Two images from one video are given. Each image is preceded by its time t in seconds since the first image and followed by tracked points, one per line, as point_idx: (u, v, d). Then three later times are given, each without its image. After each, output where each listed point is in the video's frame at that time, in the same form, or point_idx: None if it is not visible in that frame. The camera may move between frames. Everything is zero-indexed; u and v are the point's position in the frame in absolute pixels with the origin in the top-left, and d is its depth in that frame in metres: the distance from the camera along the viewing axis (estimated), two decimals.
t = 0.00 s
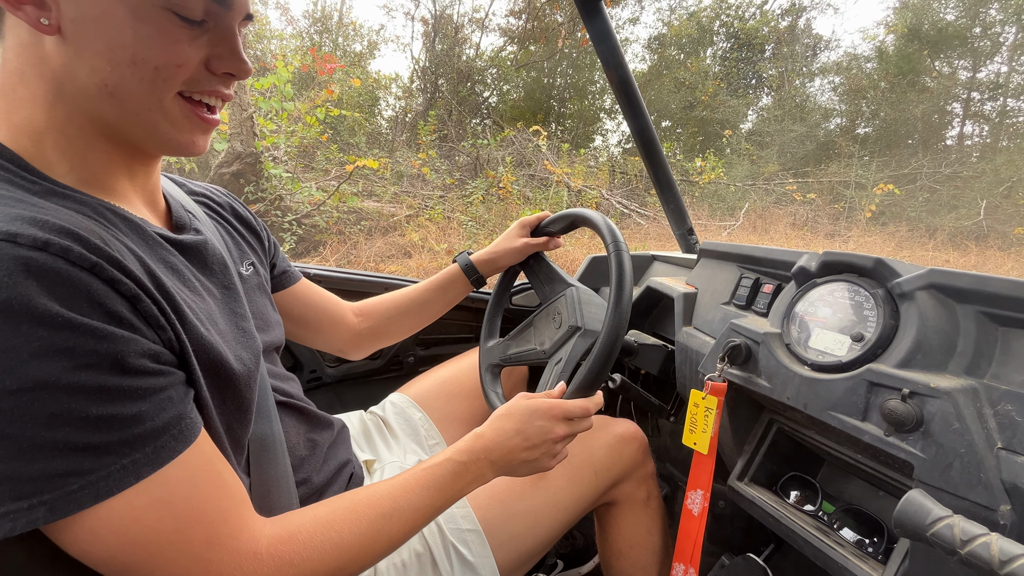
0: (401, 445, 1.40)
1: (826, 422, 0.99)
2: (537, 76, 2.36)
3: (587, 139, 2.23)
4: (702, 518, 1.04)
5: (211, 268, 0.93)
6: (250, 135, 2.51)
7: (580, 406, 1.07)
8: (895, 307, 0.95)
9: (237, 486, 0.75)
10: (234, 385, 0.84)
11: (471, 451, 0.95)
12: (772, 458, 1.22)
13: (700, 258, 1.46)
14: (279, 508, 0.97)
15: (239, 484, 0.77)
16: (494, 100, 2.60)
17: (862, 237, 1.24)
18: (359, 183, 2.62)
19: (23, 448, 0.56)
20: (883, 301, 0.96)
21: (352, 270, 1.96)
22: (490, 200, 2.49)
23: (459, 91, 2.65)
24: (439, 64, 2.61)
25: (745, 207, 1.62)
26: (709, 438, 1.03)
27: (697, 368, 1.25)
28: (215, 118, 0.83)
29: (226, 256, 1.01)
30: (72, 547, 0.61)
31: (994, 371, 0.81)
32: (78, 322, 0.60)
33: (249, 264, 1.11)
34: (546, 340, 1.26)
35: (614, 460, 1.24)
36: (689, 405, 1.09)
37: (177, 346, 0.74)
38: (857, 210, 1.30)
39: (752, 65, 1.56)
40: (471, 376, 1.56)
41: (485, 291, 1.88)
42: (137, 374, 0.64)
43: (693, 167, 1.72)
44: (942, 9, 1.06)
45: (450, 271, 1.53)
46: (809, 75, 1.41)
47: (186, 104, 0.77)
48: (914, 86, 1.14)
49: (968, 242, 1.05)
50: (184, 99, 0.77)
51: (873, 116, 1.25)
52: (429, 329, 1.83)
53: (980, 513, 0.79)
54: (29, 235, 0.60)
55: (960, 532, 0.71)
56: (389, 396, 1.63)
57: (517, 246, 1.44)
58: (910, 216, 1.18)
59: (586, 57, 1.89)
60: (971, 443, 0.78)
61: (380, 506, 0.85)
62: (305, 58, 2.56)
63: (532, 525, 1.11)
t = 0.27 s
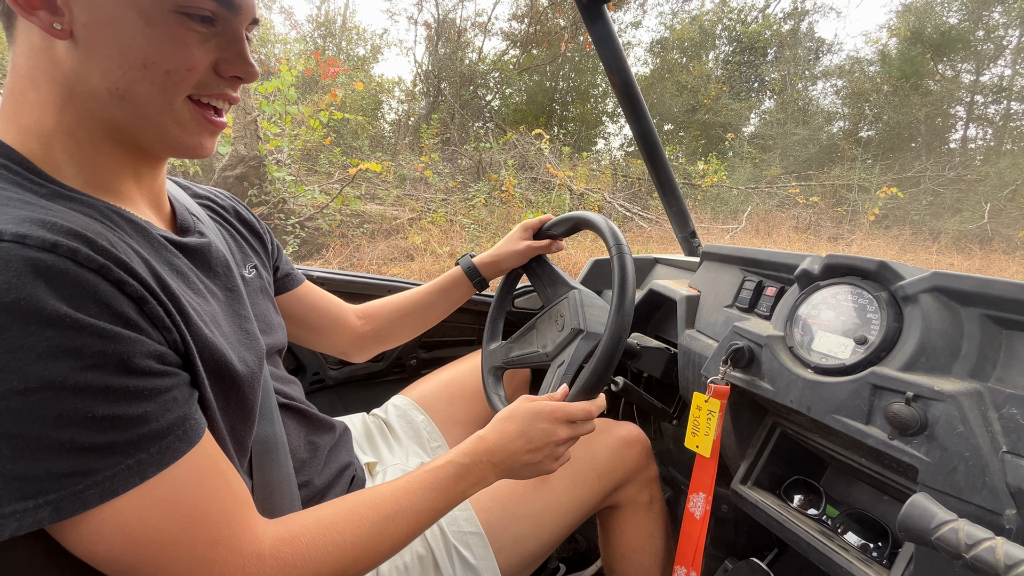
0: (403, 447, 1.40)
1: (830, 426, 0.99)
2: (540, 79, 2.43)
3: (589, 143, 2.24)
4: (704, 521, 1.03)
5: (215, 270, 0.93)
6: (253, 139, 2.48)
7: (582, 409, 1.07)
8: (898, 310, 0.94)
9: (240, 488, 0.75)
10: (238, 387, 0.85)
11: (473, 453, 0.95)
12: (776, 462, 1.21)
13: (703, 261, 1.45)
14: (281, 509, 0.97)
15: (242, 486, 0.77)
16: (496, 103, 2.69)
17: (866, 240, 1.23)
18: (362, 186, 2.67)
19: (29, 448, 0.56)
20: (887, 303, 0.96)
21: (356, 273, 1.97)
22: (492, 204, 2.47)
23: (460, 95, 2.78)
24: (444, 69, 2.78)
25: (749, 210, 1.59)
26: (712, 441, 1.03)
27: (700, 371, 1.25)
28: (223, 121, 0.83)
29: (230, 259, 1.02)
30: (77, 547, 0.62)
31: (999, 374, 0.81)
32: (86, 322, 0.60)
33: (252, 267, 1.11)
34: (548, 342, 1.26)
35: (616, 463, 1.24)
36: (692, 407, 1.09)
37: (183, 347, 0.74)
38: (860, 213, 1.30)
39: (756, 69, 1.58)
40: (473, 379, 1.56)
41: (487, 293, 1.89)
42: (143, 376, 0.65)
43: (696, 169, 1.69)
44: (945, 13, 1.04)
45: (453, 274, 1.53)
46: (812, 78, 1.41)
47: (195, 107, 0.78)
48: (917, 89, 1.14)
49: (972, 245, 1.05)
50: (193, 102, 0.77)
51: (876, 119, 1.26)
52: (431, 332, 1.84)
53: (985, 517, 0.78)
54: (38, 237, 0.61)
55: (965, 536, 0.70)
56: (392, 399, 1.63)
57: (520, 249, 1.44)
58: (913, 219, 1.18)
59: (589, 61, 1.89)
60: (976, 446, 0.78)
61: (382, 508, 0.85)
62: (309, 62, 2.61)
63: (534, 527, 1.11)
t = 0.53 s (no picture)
0: (406, 451, 1.40)
1: (835, 431, 0.99)
2: (542, 83, 2.38)
3: (592, 146, 2.21)
4: (710, 529, 1.03)
5: (220, 273, 0.93)
6: (258, 142, 2.47)
7: (586, 413, 1.06)
8: (904, 315, 0.94)
9: (245, 491, 0.75)
10: (242, 390, 0.85)
11: (477, 457, 0.95)
12: (780, 467, 1.21)
13: (706, 264, 1.45)
14: (285, 513, 0.97)
15: (246, 489, 0.77)
16: (500, 106, 2.65)
17: (870, 244, 1.23)
18: (365, 189, 2.68)
19: (36, 450, 0.56)
20: (892, 308, 0.95)
21: (359, 276, 1.97)
22: (495, 207, 2.49)
23: (464, 98, 2.74)
24: (445, 71, 2.71)
25: (751, 214, 1.59)
26: (716, 447, 1.03)
27: (704, 376, 1.24)
28: (230, 125, 0.84)
29: (235, 262, 1.02)
30: (83, 550, 0.62)
31: (1007, 379, 0.80)
32: (93, 326, 0.60)
33: (257, 270, 1.11)
34: (552, 346, 1.26)
35: (620, 468, 1.23)
36: (696, 412, 1.08)
37: (188, 351, 0.74)
38: (864, 217, 1.30)
39: (758, 71, 1.55)
40: (476, 382, 1.56)
41: (490, 297, 1.89)
42: (149, 379, 0.65)
43: (699, 173, 1.72)
44: (948, 16, 1.05)
45: (456, 277, 1.53)
46: (815, 82, 1.40)
47: (203, 111, 0.78)
48: (921, 92, 1.13)
49: (978, 250, 1.04)
50: (201, 106, 0.78)
51: (880, 123, 1.25)
52: (434, 335, 1.84)
53: (993, 524, 0.77)
54: (47, 241, 0.61)
55: (973, 543, 0.70)
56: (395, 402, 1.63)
57: (524, 253, 1.44)
58: (917, 223, 1.18)
59: (592, 65, 1.92)
60: (983, 452, 0.77)
61: (386, 512, 0.85)
62: (314, 66, 2.61)
63: (538, 532, 1.11)
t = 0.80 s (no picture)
0: (408, 453, 1.40)
1: (838, 434, 0.98)
2: (544, 85, 2.36)
3: (594, 148, 2.22)
4: (713, 533, 1.04)
5: (224, 275, 0.93)
6: (261, 144, 2.49)
7: (589, 416, 1.06)
8: (908, 318, 0.94)
9: (248, 493, 0.75)
10: (246, 392, 0.85)
11: (479, 460, 0.95)
12: (783, 471, 1.20)
13: (709, 267, 1.45)
14: (287, 515, 0.97)
15: (250, 491, 0.77)
16: (501, 109, 2.58)
17: (873, 247, 1.23)
18: (368, 191, 2.70)
19: (41, 452, 0.56)
20: (896, 311, 0.95)
21: (361, 278, 1.97)
22: (497, 209, 2.55)
23: (466, 101, 2.66)
24: (448, 74, 2.61)
25: (754, 216, 1.59)
26: (719, 450, 1.03)
27: (707, 379, 1.24)
28: (235, 128, 0.84)
29: (238, 264, 1.02)
30: (87, 551, 0.62)
31: (1011, 384, 0.80)
32: (98, 327, 0.61)
33: (260, 272, 1.11)
34: (554, 348, 1.26)
35: (623, 471, 1.23)
36: (699, 416, 1.08)
37: (192, 352, 0.74)
38: (867, 219, 1.30)
39: (760, 74, 1.53)
40: (478, 385, 1.55)
41: (492, 299, 1.88)
42: (153, 380, 0.65)
43: (701, 176, 1.73)
44: (951, 19, 1.05)
45: (459, 279, 1.53)
46: (817, 84, 1.40)
47: (207, 114, 0.79)
48: (924, 95, 1.13)
49: (981, 252, 1.05)
50: (205, 109, 0.78)
51: (883, 125, 1.24)
52: (436, 337, 1.84)
53: (999, 529, 0.77)
54: (53, 243, 0.61)
55: (978, 548, 0.69)
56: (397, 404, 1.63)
57: (526, 255, 1.44)
58: (921, 226, 1.18)
59: (595, 68, 1.95)
60: (988, 456, 0.77)
61: (388, 515, 0.85)
62: (315, 69, 2.45)
63: (540, 535, 1.11)
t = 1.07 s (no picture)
0: (410, 455, 1.40)
1: (841, 437, 0.98)
2: (546, 88, 2.32)
3: (595, 150, 2.22)
4: (714, 534, 1.03)
5: (227, 276, 0.94)
6: (263, 145, 2.56)
7: (590, 418, 1.06)
8: (911, 321, 0.93)
9: (250, 494, 0.75)
10: (248, 393, 0.85)
11: (481, 461, 0.95)
12: (785, 473, 1.20)
13: (711, 269, 1.45)
14: (289, 516, 0.97)
15: (252, 492, 0.77)
16: (503, 111, 2.58)
17: (875, 249, 1.23)
18: (369, 193, 2.68)
19: (45, 452, 0.56)
20: (899, 314, 0.95)
21: (363, 279, 1.98)
22: (499, 211, 2.53)
23: (468, 103, 2.68)
24: (450, 76, 2.64)
25: (755, 218, 1.63)
26: (721, 452, 1.02)
27: (709, 381, 1.24)
28: (238, 129, 0.84)
29: (241, 265, 1.03)
30: (90, 551, 0.62)
31: (1014, 387, 0.79)
32: (102, 328, 0.61)
33: (263, 273, 1.12)
34: (556, 350, 1.26)
35: (624, 473, 1.23)
36: (701, 418, 1.08)
37: (195, 353, 0.75)
38: (869, 221, 1.29)
39: (762, 76, 1.55)
40: (479, 386, 1.55)
41: (494, 300, 1.88)
42: (156, 380, 0.65)
43: (703, 177, 1.72)
44: (954, 21, 1.04)
45: (461, 281, 1.53)
46: (819, 87, 1.40)
47: (210, 116, 0.79)
48: (926, 97, 1.13)
49: (984, 255, 1.05)
50: (208, 111, 0.78)
51: (885, 128, 1.24)
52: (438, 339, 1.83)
53: (1002, 533, 0.76)
54: (57, 243, 0.62)
55: (981, 552, 0.69)
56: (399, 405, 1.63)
57: (528, 257, 1.44)
58: (923, 228, 1.18)
59: (597, 70, 1.96)
60: (991, 459, 0.77)
61: (390, 516, 0.85)
62: (320, 70, 2.68)
63: (542, 537, 1.10)
